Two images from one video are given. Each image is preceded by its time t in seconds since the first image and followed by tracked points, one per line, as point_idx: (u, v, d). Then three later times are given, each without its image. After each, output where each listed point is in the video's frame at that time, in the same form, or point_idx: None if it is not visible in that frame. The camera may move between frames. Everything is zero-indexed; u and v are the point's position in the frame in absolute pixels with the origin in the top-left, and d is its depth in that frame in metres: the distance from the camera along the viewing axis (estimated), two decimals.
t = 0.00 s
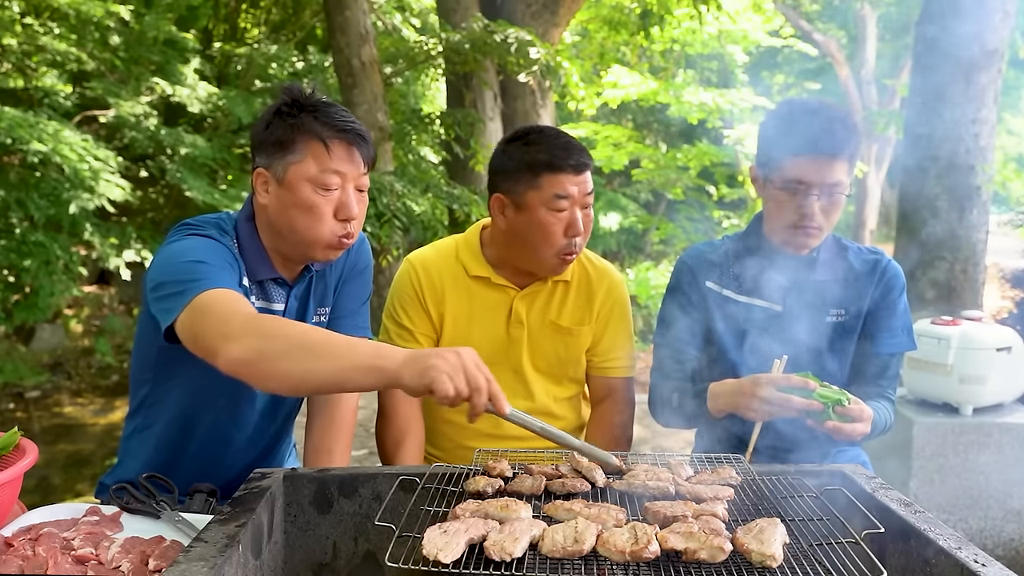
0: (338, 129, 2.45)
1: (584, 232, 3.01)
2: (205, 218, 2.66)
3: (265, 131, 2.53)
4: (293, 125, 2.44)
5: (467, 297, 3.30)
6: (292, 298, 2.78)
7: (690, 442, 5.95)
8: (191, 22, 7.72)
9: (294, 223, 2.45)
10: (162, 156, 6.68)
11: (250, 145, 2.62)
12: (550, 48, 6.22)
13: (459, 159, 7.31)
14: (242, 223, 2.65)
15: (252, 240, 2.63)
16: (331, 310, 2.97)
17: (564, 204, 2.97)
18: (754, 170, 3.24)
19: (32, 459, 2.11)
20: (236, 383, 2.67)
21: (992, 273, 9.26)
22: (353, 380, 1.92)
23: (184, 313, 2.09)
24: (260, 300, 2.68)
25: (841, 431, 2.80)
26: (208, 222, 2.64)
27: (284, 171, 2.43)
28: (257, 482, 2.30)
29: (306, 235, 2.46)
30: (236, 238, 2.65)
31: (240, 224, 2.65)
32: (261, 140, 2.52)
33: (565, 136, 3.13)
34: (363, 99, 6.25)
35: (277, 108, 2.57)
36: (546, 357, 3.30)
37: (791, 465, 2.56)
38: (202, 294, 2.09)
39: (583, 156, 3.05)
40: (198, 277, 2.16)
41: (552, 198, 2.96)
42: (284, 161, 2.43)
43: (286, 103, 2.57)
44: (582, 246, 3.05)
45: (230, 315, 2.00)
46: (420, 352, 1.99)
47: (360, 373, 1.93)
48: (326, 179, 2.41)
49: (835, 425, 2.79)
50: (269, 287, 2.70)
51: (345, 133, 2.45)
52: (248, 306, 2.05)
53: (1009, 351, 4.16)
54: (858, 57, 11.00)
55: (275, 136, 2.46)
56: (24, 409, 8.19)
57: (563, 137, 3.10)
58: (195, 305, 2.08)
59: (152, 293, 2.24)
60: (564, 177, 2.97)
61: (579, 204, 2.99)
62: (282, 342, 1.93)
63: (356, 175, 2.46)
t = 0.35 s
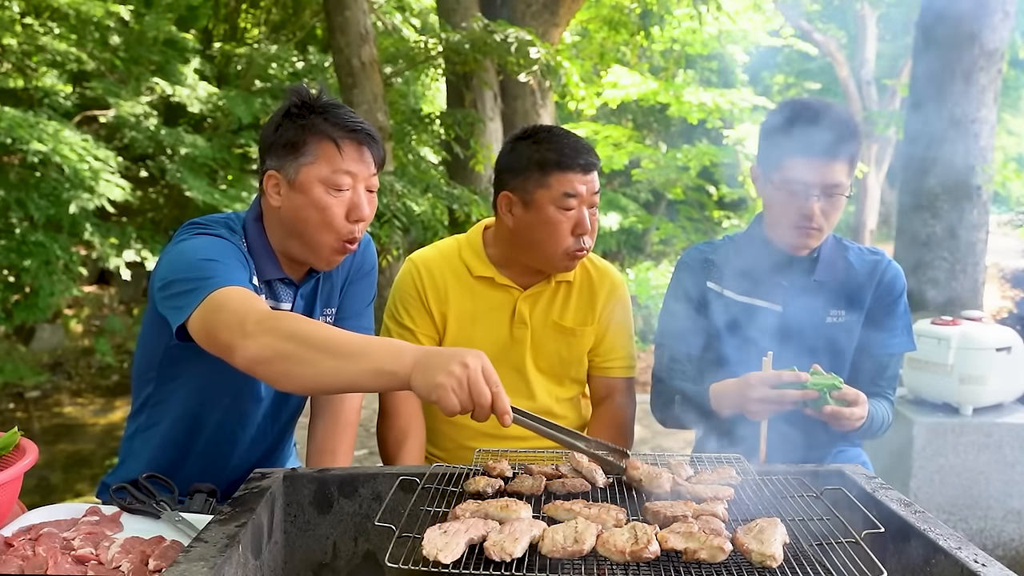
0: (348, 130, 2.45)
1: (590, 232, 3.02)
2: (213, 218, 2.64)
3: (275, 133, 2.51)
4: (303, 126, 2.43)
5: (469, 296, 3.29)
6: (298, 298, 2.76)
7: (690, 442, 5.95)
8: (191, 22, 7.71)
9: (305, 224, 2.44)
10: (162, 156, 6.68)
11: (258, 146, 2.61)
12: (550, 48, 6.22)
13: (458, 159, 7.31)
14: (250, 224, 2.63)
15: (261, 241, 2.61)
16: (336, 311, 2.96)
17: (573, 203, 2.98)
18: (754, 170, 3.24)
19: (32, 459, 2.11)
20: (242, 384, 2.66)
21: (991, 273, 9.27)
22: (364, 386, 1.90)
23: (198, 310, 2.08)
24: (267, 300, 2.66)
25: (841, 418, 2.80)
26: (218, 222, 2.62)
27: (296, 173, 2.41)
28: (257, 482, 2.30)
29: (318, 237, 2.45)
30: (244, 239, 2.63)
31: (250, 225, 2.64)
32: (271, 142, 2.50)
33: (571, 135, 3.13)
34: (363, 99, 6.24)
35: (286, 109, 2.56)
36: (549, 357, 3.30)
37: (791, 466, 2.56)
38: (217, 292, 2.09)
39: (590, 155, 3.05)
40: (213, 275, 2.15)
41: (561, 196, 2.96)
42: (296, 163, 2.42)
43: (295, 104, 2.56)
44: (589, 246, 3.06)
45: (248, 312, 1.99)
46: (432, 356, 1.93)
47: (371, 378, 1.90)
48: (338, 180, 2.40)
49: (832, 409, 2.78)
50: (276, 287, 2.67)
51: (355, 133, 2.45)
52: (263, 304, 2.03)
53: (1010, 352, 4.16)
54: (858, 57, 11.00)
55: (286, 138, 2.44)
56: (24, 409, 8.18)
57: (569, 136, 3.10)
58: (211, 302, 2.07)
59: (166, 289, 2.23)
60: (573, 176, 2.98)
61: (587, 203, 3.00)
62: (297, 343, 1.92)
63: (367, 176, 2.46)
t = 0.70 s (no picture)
0: (352, 130, 2.45)
1: (588, 230, 3.00)
2: (217, 215, 2.65)
3: (281, 131, 2.52)
4: (308, 125, 2.43)
5: (473, 295, 3.29)
6: (301, 297, 2.77)
7: (690, 442, 5.94)
8: (191, 22, 7.70)
9: (306, 223, 2.44)
10: (162, 156, 6.69)
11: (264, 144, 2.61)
12: (550, 48, 6.22)
13: (458, 159, 7.31)
14: (254, 220, 2.64)
15: (263, 238, 2.61)
16: (339, 312, 2.95)
17: (571, 200, 2.97)
18: (756, 169, 3.22)
19: (32, 459, 2.11)
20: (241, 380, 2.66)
21: (991, 273, 9.27)
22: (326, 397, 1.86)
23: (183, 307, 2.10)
24: (269, 299, 2.67)
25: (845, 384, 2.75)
26: (220, 219, 2.63)
27: (299, 170, 2.41)
28: (257, 482, 2.30)
29: (318, 235, 2.45)
30: (247, 237, 2.63)
31: (253, 222, 2.64)
32: (277, 139, 2.50)
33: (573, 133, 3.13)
34: (363, 98, 6.24)
35: (293, 108, 2.56)
36: (551, 357, 3.30)
37: (791, 466, 2.56)
38: (201, 289, 2.09)
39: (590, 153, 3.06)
40: (202, 271, 2.16)
41: (561, 194, 2.97)
42: (299, 160, 2.41)
43: (302, 103, 2.56)
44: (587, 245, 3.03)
45: (220, 315, 1.96)
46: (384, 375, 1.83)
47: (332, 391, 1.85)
48: (340, 179, 2.40)
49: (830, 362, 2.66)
50: (278, 284, 2.68)
51: (359, 134, 2.45)
52: (237, 307, 2.00)
53: (1010, 351, 4.16)
54: (857, 57, 11.00)
55: (290, 136, 2.45)
56: (24, 409, 8.18)
57: (570, 135, 3.11)
58: (193, 301, 2.07)
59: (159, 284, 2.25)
60: (572, 173, 2.98)
61: (586, 201, 3.00)
62: (259, 351, 1.86)
63: (369, 177, 2.45)
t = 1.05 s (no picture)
0: (355, 130, 2.45)
1: (563, 227, 2.98)
2: (223, 216, 2.61)
3: (283, 131, 2.52)
4: (310, 125, 2.43)
5: (473, 296, 3.30)
6: (304, 297, 2.75)
7: (690, 442, 5.94)
8: (191, 22, 7.69)
9: (309, 223, 2.43)
10: (162, 156, 6.70)
11: (266, 145, 2.61)
12: (550, 48, 6.22)
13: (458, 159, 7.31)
14: (257, 222, 2.62)
15: (267, 239, 2.60)
16: (341, 310, 2.95)
17: (543, 196, 2.97)
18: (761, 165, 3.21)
19: (32, 459, 2.11)
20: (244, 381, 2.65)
21: (991, 273, 9.28)
22: (369, 374, 1.84)
23: (201, 305, 2.08)
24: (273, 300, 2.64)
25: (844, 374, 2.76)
26: (225, 220, 2.59)
27: (301, 171, 2.41)
28: (257, 482, 2.30)
29: (322, 235, 2.44)
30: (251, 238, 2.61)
31: (256, 223, 2.62)
32: (279, 140, 2.51)
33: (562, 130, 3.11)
34: (363, 99, 6.24)
35: (294, 109, 2.56)
36: (552, 357, 3.30)
37: (791, 466, 2.56)
38: (222, 286, 2.08)
39: (576, 151, 3.03)
40: (218, 270, 2.15)
41: (532, 189, 2.97)
42: (302, 161, 2.41)
43: (303, 103, 2.56)
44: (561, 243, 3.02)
45: (250, 307, 1.97)
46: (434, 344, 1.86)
47: (376, 367, 1.84)
48: (343, 179, 2.40)
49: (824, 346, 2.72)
50: (283, 285, 2.65)
51: (361, 133, 2.45)
52: (265, 299, 2.01)
53: (1010, 351, 4.16)
54: (857, 57, 10.99)
55: (292, 137, 2.45)
56: (24, 409, 8.19)
57: (559, 132, 3.08)
58: (212, 300, 2.06)
59: (168, 287, 2.24)
60: (546, 169, 2.97)
61: (561, 199, 2.97)
62: (292, 334, 1.87)
63: (372, 176, 2.45)
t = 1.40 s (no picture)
0: (366, 131, 2.45)
1: (541, 227, 2.99)
2: (234, 219, 2.59)
3: (293, 134, 2.51)
4: (322, 128, 2.43)
5: (470, 296, 3.29)
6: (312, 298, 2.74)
7: (690, 442, 5.93)
8: (191, 22, 7.68)
9: (323, 226, 2.43)
10: (162, 156, 6.70)
11: (274, 148, 2.60)
12: (550, 48, 6.22)
13: (458, 159, 7.31)
14: (268, 223, 2.60)
15: (281, 242, 2.58)
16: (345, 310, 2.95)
17: (520, 196, 2.97)
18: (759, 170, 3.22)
19: (32, 459, 2.11)
20: (253, 385, 2.65)
21: (992, 273, 9.27)
22: (438, 385, 1.95)
23: (251, 307, 2.06)
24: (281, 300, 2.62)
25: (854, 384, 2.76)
26: (241, 224, 2.55)
27: (314, 174, 2.40)
28: (257, 482, 2.30)
29: (335, 238, 2.44)
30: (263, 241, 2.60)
31: (269, 226, 2.60)
32: (289, 143, 2.50)
33: (550, 130, 3.10)
34: (363, 99, 6.24)
35: (305, 111, 2.56)
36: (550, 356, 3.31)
37: (791, 466, 2.56)
38: (274, 289, 2.07)
39: (557, 149, 3.01)
40: (258, 274, 2.13)
41: (509, 189, 2.97)
42: (314, 164, 2.41)
43: (313, 105, 2.56)
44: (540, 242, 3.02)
45: (318, 303, 2.01)
46: (509, 364, 1.95)
47: (446, 379, 1.95)
48: (357, 181, 2.40)
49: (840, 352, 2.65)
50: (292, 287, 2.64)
51: (372, 135, 2.46)
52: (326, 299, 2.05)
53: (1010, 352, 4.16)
54: (857, 57, 10.99)
55: (304, 139, 2.44)
56: (24, 409, 8.19)
57: (539, 131, 3.06)
58: (262, 302, 2.05)
59: (201, 291, 2.21)
60: (522, 169, 2.96)
61: (539, 199, 2.96)
62: (368, 339, 1.96)
63: (384, 178, 2.46)
